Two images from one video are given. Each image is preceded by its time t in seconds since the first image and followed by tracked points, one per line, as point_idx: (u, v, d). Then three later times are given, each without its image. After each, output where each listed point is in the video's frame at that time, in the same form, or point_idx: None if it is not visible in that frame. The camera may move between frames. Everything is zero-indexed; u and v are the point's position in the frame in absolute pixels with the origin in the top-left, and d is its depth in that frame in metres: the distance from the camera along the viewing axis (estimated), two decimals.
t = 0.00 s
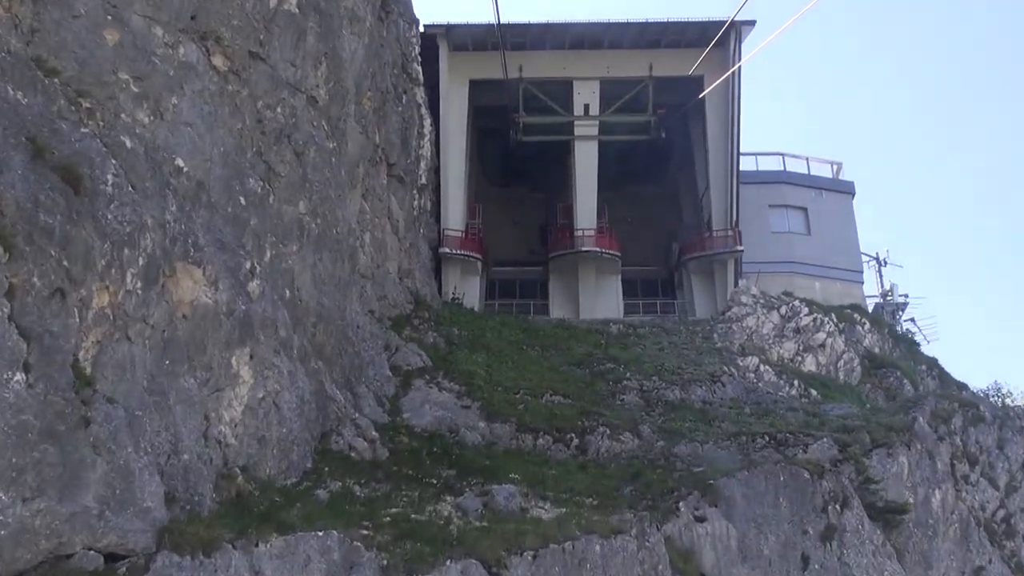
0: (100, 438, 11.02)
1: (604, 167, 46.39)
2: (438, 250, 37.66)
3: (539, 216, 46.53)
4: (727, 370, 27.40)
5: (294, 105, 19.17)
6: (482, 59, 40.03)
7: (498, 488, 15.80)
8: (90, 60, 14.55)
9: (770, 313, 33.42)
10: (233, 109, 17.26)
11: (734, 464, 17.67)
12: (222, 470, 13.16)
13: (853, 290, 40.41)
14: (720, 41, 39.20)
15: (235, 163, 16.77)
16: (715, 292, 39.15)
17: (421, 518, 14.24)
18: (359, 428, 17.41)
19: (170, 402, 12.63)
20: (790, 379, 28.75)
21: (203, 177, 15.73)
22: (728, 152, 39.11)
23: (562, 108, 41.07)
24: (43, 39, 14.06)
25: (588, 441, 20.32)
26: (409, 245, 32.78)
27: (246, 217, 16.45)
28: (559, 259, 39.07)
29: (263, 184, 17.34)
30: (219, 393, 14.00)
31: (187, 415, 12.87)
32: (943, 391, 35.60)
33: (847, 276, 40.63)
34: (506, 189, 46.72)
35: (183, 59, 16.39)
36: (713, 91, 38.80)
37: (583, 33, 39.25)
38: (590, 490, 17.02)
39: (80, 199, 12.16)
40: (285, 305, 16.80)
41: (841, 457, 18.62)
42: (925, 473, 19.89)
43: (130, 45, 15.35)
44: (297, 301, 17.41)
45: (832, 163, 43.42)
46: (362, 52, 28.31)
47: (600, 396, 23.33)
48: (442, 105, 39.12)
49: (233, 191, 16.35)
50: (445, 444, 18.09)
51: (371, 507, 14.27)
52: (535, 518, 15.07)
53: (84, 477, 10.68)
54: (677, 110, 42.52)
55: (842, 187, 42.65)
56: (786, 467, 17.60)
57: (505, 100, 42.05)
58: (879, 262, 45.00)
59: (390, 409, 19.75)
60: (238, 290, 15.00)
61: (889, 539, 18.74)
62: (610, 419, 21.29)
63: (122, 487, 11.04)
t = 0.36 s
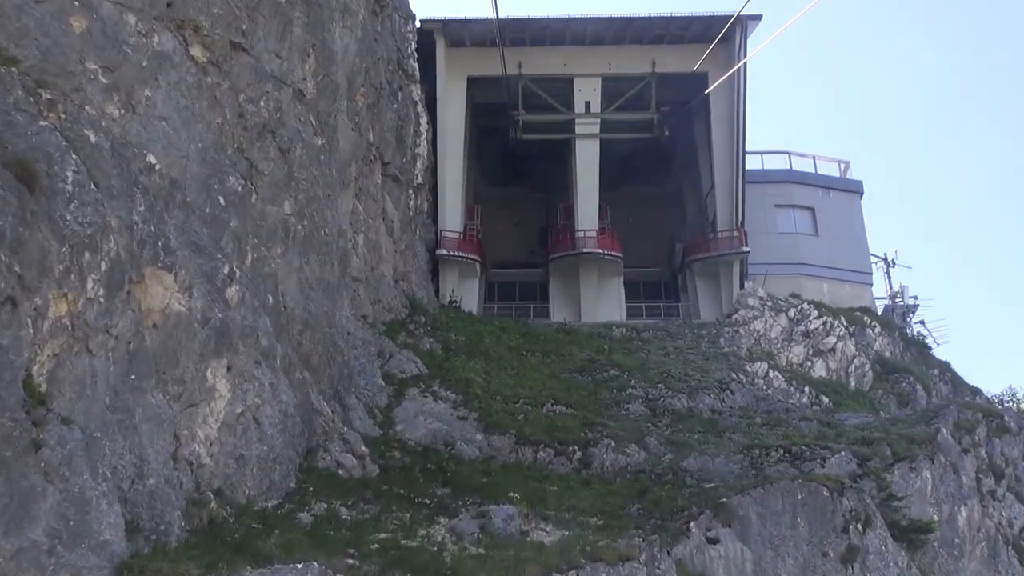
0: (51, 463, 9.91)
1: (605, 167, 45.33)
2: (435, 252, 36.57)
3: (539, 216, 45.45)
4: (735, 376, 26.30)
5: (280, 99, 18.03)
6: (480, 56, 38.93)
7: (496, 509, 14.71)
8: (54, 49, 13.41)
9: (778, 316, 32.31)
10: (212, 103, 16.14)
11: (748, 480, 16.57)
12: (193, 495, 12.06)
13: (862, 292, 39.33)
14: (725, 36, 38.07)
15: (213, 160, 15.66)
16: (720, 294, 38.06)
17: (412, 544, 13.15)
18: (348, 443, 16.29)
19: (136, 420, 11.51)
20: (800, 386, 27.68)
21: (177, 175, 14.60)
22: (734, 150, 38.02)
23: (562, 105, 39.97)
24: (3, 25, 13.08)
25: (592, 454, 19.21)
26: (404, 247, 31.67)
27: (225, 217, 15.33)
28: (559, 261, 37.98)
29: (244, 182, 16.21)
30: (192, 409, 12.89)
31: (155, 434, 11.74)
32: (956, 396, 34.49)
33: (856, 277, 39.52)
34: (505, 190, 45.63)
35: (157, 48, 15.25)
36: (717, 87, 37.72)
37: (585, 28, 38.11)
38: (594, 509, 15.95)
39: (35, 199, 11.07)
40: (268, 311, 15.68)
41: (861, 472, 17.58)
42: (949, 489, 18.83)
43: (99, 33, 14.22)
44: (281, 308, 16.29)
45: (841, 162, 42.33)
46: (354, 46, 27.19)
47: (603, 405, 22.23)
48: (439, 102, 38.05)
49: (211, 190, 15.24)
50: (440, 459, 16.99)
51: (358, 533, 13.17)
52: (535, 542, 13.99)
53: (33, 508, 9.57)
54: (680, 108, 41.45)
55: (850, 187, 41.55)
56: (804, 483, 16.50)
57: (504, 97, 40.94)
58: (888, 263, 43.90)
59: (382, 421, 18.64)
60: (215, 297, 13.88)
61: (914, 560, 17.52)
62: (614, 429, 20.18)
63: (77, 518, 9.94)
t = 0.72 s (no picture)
0: None
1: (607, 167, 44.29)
2: (432, 254, 35.50)
3: (539, 218, 44.45)
4: (743, 385, 25.21)
5: (263, 92, 16.93)
6: (479, 52, 37.86)
7: (491, 533, 13.60)
8: (14, 35, 12.20)
9: (786, 320, 31.22)
10: (189, 96, 15.06)
11: (763, 500, 15.52)
12: (157, 524, 11.03)
13: (870, 296, 38.30)
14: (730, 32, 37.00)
15: (189, 157, 14.58)
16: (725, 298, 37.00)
17: None
18: (334, 461, 15.20)
19: (95, 442, 10.45)
20: (811, 395, 26.65)
21: (148, 172, 13.52)
22: (739, 149, 36.98)
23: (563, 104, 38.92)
24: None
25: (594, 470, 18.14)
26: (399, 249, 30.59)
27: (201, 218, 14.26)
28: (559, 263, 36.91)
29: (223, 181, 15.14)
30: (161, 427, 11.83)
31: (115, 458, 10.68)
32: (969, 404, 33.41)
33: (864, 281, 38.47)
34: (504, 191, 44.58)
35: (129, 36, 14.12)
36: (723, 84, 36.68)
37: (586, 24, 37.03)
38: (598, 531, 14.89)
39: None
40: (247, 319, 14.61)
41: (881, 490, 16.55)
42: (975, 508, 17.82)
43: (64, 19, 13.06)
44: (262, 315, 15.21)
45: (848, 162, 41.27)
46: (347, 40, 26.14)
47: (606, 415, 21.17)
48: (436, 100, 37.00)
49: (186, 189, 14.16)
50: (433, 478, 15.92)
51: (341, 564, 12.11)
52: (535, 571, 12.96)
53: None
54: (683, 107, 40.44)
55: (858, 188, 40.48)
56: (823, 504, 15.42)
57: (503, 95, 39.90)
58: (896, 266, 42.85)
59: (372, 435, 17.56)
60: (188, 305, 12.80)
61: None
62: (618, 443, 19.10)
63: (20, 556, 8.91)
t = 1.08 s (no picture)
0: None
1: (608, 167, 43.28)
2: (428, 255, 34.49)
3: (538, 219, 43.47)
4: (750, 393, 24.19)
5: (245, 84, 15.90)
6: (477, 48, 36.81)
7: (488, 560, 12.68)
8: None
9: (794, 325, 30.19)
10: (163, 87, 14.04)
11: (778, 521, 14.57)
12: (116, 556, 10.05)
13: (879, 299, 37.30)
14: (736, 28, 35.96)
15: (163, 152, 13.56)
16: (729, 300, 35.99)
17: None
18: (318, 479, 14.18)
19: (46, 467, 9.47)
20: (821, 402, 25.66)
21: (117, 168, 12.50)
22: (745, 148, 35.93)
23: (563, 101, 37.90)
24: None
25: (598, 485, 17.14)
26: (394, 250, 29.58)
27: (175, 218, 13.25)
28: (560, 265, 35.89)
29: (200, 178, 14.12)
30: (124, 447, 10.82)
31: (68, 483, 9.70)
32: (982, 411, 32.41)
33: (873, 283, 37.44)
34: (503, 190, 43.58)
35: (97, 22, 13.02)
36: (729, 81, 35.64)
37: (587, 20, 35.96)
38: (602, 553, 13.93)
39: None
40: (224, 327, 13.58)
41: (903, 509, 15.53)
42: (1002, 527, 16.83)
43: (24, 2, 11.91)
44: (242, 321, 14.20)
45: (856, 161, 40.24)
46: (340, 33, 25.13)
47: (608, 426, 20.15)
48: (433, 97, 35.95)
49: (158, 186, 13.13)
50: (424, 497, 14.92)
51: None
52: None
53: None
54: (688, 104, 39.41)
55: (866, 188, 39.44)
56: (842, 526, 14.45)
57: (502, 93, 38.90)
58: (904, 267, 41.84)
59: (361, 448, 16.56)
60: (156, 312, 11.78)
61: None
62: (621, 456, 18.08)
63: None
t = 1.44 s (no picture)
0: None
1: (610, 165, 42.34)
2: (425, 256, 33.53)
3: (538, 219, 42.50)
4: (758, 401, 23.19)
5: (224, 74, 14.88)
6: (475, 43, 35.80)
7: None
8: None
9: (802, 329, 29.19)
10: (134, 75, 13.03)
11: (794, 543, 13.64)
12: None
13: (887, 303, 36.34)
14: (741, 23, 34.97)
15: (134, 145, 12.54)
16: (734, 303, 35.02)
17: None
18: (299, 497, 13.19)
19: None
20: (831, 411, 24.71)
21: (81, 161, 11.46)
22: (751, 146, 34.94)
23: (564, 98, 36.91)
24: None
25: (600, 501, 16.17)
26: (388, 251, 28.58)
27: (144, 217, 12.25)
28: (560, 267, 34.92)
29: (173, 175, 13.12)
30: (81, 468, 9.84)
31: (12, 512, 8.78)
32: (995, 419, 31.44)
33: (882, 286, 36.47)
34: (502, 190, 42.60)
35: (61, 4, 11.90)
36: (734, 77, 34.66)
37: (588, 14, 34.93)
38: None
39: None
40: (197, 334, 12.57)
41: (926, 530, 14.47)
42: None
43: None
44: (218, 328, 13.20)
45: (864, 160, 39.24)
46: (332, 25, 24.13)
47: (611, 436, 19.16)
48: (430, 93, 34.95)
49: (127, 181, 12.11)
50: (414, 517, 13.95)
51: None
52: None
53: None
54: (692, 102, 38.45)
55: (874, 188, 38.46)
56: (864, 549, 13.47)
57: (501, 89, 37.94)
58: (912, 269, 40.85)
59: (349, 462, 15.58)
60: (120, 320, 10.78)
61: None
62: (625, 470, 17.10)
63: None
